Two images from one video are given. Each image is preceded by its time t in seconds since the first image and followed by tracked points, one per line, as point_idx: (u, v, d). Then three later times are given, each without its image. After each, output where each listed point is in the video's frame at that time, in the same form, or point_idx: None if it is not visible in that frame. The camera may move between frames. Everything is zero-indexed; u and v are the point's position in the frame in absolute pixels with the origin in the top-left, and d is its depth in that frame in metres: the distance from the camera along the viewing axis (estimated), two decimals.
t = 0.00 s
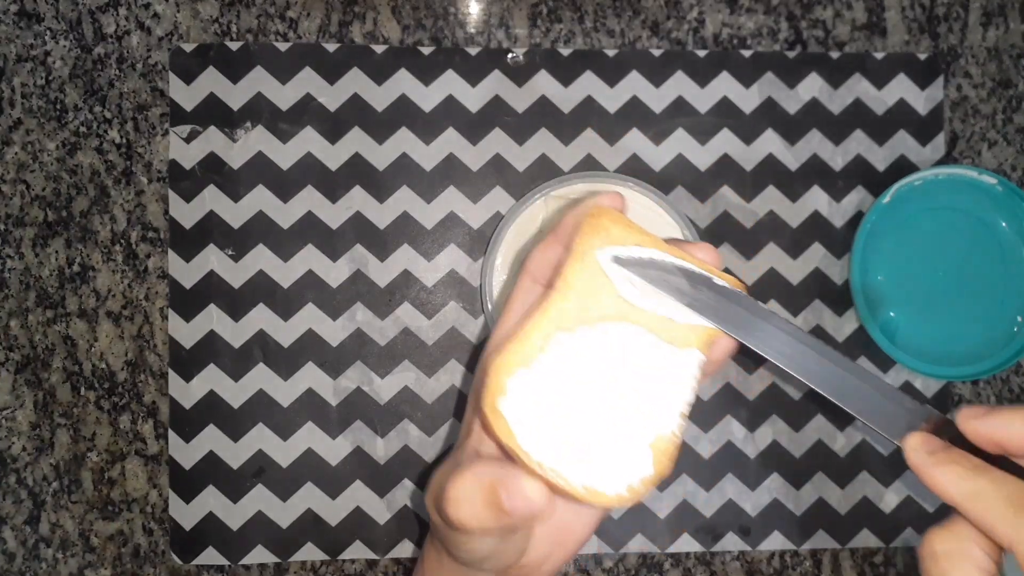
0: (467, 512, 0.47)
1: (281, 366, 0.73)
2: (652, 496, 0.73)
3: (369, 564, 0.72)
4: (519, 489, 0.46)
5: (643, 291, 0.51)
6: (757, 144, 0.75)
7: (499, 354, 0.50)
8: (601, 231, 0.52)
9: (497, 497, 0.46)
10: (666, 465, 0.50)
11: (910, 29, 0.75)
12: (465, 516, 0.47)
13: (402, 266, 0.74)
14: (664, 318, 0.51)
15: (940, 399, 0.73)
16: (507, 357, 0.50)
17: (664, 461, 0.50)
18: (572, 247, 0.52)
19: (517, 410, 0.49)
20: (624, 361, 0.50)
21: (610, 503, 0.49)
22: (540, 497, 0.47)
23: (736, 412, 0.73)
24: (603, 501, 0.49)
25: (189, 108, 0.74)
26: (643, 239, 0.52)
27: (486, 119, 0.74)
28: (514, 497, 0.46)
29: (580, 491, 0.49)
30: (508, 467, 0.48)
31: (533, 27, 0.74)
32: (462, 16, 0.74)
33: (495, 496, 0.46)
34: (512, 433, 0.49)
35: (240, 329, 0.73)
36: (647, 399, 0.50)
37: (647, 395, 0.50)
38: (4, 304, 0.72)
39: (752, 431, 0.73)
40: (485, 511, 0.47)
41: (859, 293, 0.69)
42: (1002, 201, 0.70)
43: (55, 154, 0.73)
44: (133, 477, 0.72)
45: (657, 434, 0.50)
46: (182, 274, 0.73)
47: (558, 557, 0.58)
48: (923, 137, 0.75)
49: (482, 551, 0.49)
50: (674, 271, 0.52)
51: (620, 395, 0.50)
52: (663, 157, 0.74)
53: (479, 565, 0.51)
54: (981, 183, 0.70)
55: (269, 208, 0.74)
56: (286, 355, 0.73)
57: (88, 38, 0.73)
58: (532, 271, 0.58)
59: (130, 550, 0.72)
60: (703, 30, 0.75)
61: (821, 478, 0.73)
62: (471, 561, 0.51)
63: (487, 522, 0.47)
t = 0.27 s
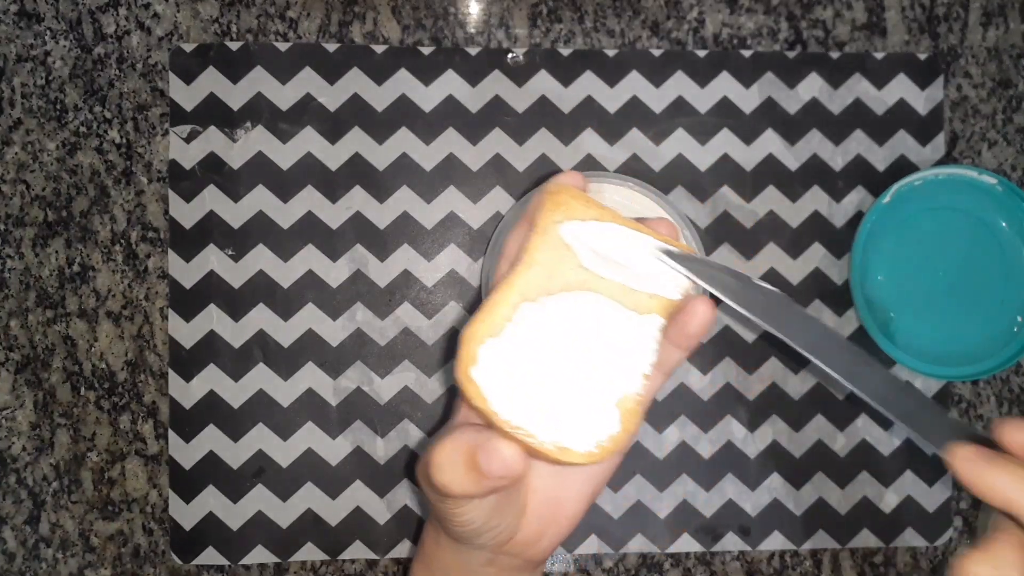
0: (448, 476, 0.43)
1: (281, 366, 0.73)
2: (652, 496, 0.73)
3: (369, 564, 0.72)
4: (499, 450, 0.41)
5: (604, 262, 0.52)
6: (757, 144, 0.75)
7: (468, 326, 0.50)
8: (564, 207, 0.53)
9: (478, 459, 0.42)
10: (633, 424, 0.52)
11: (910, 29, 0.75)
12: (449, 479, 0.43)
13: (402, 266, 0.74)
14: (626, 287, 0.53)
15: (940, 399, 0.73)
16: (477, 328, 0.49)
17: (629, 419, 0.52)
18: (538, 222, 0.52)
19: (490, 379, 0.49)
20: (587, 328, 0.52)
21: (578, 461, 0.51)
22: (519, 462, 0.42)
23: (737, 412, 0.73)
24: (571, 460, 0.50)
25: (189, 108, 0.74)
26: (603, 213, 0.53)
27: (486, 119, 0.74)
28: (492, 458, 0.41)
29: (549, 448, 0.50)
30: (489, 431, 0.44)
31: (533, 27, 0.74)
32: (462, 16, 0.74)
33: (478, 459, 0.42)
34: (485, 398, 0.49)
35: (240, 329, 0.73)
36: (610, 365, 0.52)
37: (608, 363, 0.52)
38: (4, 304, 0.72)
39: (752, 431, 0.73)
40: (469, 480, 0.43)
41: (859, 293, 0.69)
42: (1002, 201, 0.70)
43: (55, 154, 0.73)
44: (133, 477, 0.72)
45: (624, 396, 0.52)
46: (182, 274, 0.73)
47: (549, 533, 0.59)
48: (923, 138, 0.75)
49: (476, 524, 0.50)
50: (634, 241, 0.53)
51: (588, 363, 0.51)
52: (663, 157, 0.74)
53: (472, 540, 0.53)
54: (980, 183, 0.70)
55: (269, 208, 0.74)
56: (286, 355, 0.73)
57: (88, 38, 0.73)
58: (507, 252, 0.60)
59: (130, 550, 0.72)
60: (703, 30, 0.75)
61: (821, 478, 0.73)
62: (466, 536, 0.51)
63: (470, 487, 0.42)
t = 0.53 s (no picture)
0: (480, 484, 0.43)
1: (281, 366, 0.73)
2: (652, 496, 0.73)
3: (369, 564, 0.72)
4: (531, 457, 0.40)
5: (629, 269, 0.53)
6: (757, 144, 0.75)
7: (502, 339, 0.50)
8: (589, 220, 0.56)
9: (510, 468, 0.41)
10: (661, 432, 0.51)
11: (910, 29, 0.75)
12: (480, 489, 0.42)
13: (402, 266, 0.74)
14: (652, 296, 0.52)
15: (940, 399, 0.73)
16: (512, 340, 0.50)
17: (658, 428, 0.50)
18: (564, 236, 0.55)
19: (526, 390, 0.47)
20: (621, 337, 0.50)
21: (611, 470, 0.49)
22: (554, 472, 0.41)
23: (736, 412, 0.73)
24: (606, 469, 0.48)
25: (189, 108, 0.74)
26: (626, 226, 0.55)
27: (486, 119, 0.74)
28: (525, 468, 0.40)
29: (584, 458, 0.47)
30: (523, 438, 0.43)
31: (533, 27, 0.74)
32: (462, 16, 0.74)
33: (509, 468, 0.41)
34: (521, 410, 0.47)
35: (240, 329, 0.73)
36: (644, 374, 0.50)
37: (642, 372, 0.50)
38: (4, 304, 0.72)
39: (752, 431, 0.73)
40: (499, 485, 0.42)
41: (859, 294, 0.69)
42: (1002, 201, 0.70)
43: (55, 154, 0.73)
44: (133, 477, 0.72)
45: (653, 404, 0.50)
46: (182, 274, 0.73)
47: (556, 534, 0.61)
48: (923, 138, 0.75)
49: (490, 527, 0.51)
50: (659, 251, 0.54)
51: (620, 372, 0.49)
52: (663, 157, 0.74)
53: (483, 544, 0.54)
54: (980, 183, 0.70)
55: (269, 208, 0.74)
56: (286, 355, 0.74)
57: (88, 38, 0.73)
58: (528, 264, 0.62)
59: (130, 550, 0.72)
60: (703, 30, 0.75)
61: (821, 478, 0.73)
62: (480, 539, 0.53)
63: (501, 495, 0.42)
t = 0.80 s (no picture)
0: (487, 468, 0.42)
1: (281, 366, 0.73)
2: (652, 496, 0.73)
3: (369, 564, 0.72)
4: (538, 438, 0.40)
5: (627, 258, 0.53)
6: (757, 144, 0.75)
7: (507, 323, 0.52)
8: (587, 210, 0.57)
9: (517, 450, 0.41)
10: (663, 411, 0.52)
11: (910, 29, 0.75)
12: (488, 472, 0.42)
13: (402, 266, 0.74)
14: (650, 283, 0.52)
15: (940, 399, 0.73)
16: (517, 323, 0.51)
17: (661, 408, 0.52)
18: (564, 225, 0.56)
19: (531, 372, 0.48)
20: (621, 323, 0.50)
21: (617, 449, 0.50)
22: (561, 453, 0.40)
23: (736, 412, 0.73)
24: (611, 448, 0.50)
25: (189, 108, 0.74)
26: (625, 216, 0.56)
27: (486, 119, 0.74)
28: (531, 450, 0.40)
29: (590, 438, 0.49)
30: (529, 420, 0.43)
31: (533, 27, 0.74)
32: (462, 16, 0.74)
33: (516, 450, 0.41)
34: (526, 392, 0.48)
35: (241, 329, 0.73)
36: (647, 358, 0.51)
37: (642, 356, 0.50)
38: (4, 304, 0.72)
39: (752, 431, 0.73)
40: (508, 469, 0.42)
41: (859, 293, 0.69)
42: (1002, 201, 0.70)
43: (55, 154, 0.73)
44: (133, 477, 0.72)
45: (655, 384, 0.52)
46: (182, 274, 0.73)
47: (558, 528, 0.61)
48: (923, 137, 0.75)
49: (494, 516, 0.51)
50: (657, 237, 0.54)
51: (618, 358, 0.49)
52: (663, 157, 0.74)
53: (487, 535, 0.54)
54: (980, 183, 0.70)
55: (269, 208, 0.74)
56: (286, 355, 0.73)
57: (88, 38, 0.73)
58: (527, 256, 0.62)
59: (130, 550, 0.72)
60: (703, 30, 0.75)
61: (821, 478, 0.73)
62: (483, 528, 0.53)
63: (508, 479, 0.42)
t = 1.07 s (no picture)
0: (488, 449, 0.42)
1: (281, 366, 0.73)
2: (652, 496, 0.73)
3: (369, 564, 0.72)
4: (538, 417, 0.40)
5: (621, 246, 0.52)
6: (757, 144, 0.75)
7: (507, 305, 0.52)
8: (582, 196, 0.55)
9: (517, 430, 0.41)
10: (661, 388, 0.53)
11: (910, 29, 0.75)
12: (490, 452, 0.42)
13: (402, 266, 0.74)
14: (645, 268, 0.52)
15: (940, 399, 0.73)
16: (515, 306, 0.52)
17: (659, 385, 0.53)
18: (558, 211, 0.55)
19: (531, 353, 0.50)
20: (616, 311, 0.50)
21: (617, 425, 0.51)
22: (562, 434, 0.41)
23: (736, 412, 0.73)
24: (611, 425, 0.51)
25: (189, 108, 0.74)
26: (619, 202, 0.55)
27: (486, 119, 0.74)
28: (532, 429, 0.40)
29: (590, 415, 0.50)
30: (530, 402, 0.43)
31: (533, 27, 0.74)
32: (462, 16, 0.74)
33: (517, 431, 0.41)
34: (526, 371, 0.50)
35: (241, 329, 0.73)
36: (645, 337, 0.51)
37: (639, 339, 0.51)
38: (4, 304, 0.72)
39: (752, 431, 0.73)
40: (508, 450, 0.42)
41: (859, 293, 0.69)
42: (1001, 201, 0.70)
43: (55, 154, 0.73)
44: (133, 477, 0.72)
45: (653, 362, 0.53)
46: (182, 274, 0.73)
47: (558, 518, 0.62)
48: (923, 138, 0.75)
49: (495, 503, 0.52)
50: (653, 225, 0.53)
51: (616, 346, 0.50)
52: (663, 157, 0.74)
53: (488, 525, 0.54)
54: (980, 183, 0.70)
55: (269, 208, 0.74)
56: (286, 355, 0.73)
57: (88, 38, 0.73)
58: (522, 246, 0.63)
59: (130, 550, 0.72)
60: (703, 30, 0.75)
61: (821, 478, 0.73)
62: (484, 518, 0.53)
63: (510, 459, 0.42)
